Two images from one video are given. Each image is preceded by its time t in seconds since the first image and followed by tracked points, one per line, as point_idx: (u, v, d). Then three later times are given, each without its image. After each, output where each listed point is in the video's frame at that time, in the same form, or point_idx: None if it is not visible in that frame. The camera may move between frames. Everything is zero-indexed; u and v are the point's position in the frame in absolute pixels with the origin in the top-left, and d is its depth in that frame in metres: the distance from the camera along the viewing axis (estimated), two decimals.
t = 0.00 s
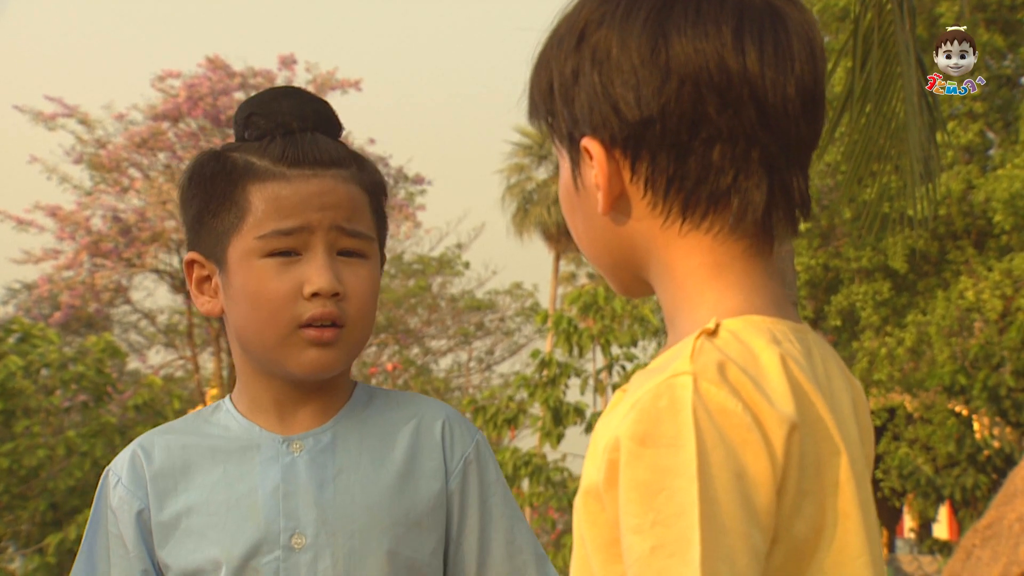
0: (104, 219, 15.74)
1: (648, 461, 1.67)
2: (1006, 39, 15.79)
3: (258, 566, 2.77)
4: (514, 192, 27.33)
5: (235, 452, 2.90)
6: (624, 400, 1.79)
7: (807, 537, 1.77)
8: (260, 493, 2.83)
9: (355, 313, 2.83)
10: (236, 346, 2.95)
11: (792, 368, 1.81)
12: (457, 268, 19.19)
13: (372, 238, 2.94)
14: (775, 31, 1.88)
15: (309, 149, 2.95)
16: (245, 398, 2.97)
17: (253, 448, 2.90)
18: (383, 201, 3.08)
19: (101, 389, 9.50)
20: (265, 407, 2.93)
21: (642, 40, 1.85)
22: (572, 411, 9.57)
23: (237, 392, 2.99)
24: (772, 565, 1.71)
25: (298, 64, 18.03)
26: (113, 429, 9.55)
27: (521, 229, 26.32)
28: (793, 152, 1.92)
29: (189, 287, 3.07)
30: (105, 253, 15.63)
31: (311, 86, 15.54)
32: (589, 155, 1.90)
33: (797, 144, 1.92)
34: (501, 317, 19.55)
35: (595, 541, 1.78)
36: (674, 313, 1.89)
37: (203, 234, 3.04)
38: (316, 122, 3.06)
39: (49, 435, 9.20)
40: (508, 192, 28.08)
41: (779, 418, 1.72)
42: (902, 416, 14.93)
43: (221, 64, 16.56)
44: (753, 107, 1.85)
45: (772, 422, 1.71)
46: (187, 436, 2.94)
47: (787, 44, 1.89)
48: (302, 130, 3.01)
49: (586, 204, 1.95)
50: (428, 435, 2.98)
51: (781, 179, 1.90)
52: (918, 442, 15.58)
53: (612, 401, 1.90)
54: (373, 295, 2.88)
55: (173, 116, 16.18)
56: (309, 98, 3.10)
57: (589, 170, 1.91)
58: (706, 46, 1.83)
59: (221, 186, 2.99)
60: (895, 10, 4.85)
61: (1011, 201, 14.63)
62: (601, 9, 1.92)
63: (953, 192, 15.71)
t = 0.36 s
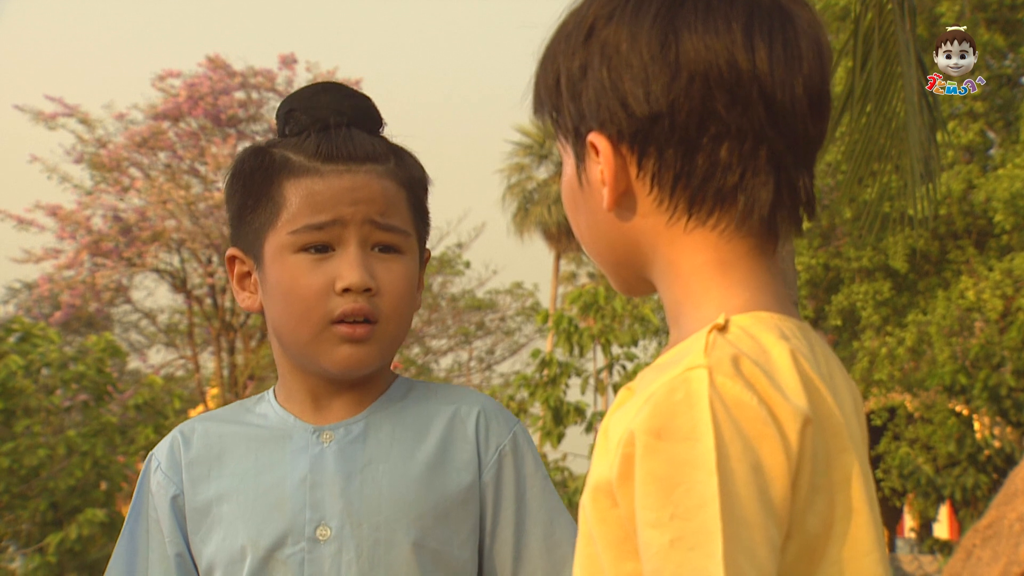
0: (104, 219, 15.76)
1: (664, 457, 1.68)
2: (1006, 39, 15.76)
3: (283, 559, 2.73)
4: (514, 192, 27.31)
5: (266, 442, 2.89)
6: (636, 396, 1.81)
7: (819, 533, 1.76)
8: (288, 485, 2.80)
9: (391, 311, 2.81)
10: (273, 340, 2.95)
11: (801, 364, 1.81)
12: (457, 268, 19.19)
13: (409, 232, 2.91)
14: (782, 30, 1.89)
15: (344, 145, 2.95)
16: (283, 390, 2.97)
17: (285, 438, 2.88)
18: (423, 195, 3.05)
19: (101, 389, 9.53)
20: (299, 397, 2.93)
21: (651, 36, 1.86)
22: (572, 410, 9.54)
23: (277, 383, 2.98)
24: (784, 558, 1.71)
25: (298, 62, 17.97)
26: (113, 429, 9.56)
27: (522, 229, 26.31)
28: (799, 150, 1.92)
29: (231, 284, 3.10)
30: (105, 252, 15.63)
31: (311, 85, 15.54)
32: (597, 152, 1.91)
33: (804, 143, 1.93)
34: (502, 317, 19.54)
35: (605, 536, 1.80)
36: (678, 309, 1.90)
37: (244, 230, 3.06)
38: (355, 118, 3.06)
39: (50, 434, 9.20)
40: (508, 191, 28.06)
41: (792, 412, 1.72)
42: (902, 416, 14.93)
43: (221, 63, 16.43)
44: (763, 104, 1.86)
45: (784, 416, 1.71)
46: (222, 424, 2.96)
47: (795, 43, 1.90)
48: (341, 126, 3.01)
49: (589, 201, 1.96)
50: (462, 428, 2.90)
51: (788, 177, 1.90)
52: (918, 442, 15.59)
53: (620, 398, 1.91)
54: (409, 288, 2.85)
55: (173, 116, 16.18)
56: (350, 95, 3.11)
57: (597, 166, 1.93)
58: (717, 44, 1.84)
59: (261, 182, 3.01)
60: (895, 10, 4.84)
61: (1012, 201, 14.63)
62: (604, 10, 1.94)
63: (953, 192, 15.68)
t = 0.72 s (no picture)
0: (104, 218, 15.76)
1: (672, 455, 1.68)
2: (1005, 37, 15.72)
3: (291, 548, 2.73)
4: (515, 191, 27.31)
5: (275, 432, 2.89)
6: (641, 392, 1.81)
7: (823, 530, 1.77)
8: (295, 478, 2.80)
9: (406, 306, 2.81)
10: (285, 334, 2.95)
11: (805, 360, 1.83)
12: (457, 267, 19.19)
13: (423, 227, 2.92)
14: (791, 32, 1.91)
15: (362, 140, 2.95)
16: (292, 382, 2.97)
17: (293, 429, 2.88)
18: (435, 192, 3.05)
19: (101, 388, 9.54)
20: (308, 389, 2.93)
21: (661, 34, 1.86)
22: (573, 409, 9.52)
23: (285, 375, 2.98)
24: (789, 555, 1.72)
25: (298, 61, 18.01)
26: (113, 428, 9.57)
27: (522, 228, 26.31)
28: (805, 150, 1.93)
29: (241, 278, 3.09)
30: (105, 251, 15.64)
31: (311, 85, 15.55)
32: (602, 149, 1.92)
33: (811, 144, 1.94)
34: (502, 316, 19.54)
35: (610, 535, 1.80)
36: (679, 306, 1.90)
37: (257, 225, 3.06)
38: (371, 115, 3.06)
39: (51, 433, 9.21)
40: (508, 189, 28.06)
41: (799, 408, 1.73)
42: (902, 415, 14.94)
43: (221, 62, 16.38)
44: (771, 103, 1.87)
45: (791, 413, 1.71)
46: (227, 414, 2.96)
47: (804, 44, 1.91)
48: (356, 122, 3.02)
49: (591, 194, 1.96)
50: (470, 422, 2.89)
51: (794, 179, 1.91)
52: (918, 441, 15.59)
53: (622, 397, 1.91)
54: (423, 283, 2.85)
55: (173, 115, 16.15)
56: (364, 92, 3.11)
57: (601, 163, 1.93)
58: (728, 42, 1.85)
59: (275, 177, 3.01)
60: (895, 8, 4.84)
61: (1012, 200, 14.61)
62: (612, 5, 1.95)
63: (954, 191, 15.61)
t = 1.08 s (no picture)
0: (105, 218, 15.73)
1: (683, 457, 1.70)
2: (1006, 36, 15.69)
3: (300, 544, 2.75)
4: (516, 191, 27.30)
5: (284, 430, 2.91)
6: (649, 393, 1.84)
7: (829, 531, 1.81)
8: (306, 473, 2.83)
9: (416, 301, 2.85)
10: (294, 330, 2.98)
11: (811, 363, 1.86)
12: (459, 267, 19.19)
13: (432, 223, 2.95)
14: (793, 31, 1.93)
15: (372, 136, 2.97)
16: (302, 379, 3.00)
17: (303, 427, 2.91)
18: (443, 189, 3.09)
19: (103, 388, 9.54)
20: (319, 387, 2.96)
21: (665, 38, 1.89)
22: (574, 409, 9.53)
23: (295, 372, 3.01)
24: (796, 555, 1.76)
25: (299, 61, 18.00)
26: (114, 429, 9.57)
27: (523, 228, 26.31)
28: (808, 154, 1.97)
29: (250, 276, 3.10)
30: (106, 251, 15.62)
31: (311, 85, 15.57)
32: (606, 151, 1.96)
33: (813, 146, 1.97)
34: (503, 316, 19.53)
35: (618, 535, 1.84)
36: (686, 308, 1.93)
37: (264, 221, 3.07)
38: (379, 110, 3.08)
39: (52, 434, 9.21)
40: (509, 190, 28.07)
41: (805, 410, 1.76)
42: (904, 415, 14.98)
43: (222, 62, 16.40)
44: (773, 104, 1.90)
45: (797, 414, 1.75)
46: (239, 412, 2.98)
47: (808, 43, 1.94)
48: (366, 117, 3.04)
49: (597, 197, 2.01)
50: (482, 425, 2.96)
51: (797, 180, 1.95)
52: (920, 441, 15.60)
53: (627, 400, 1.94)
54: (433, 280, 2.89)
55: (174, 115, 16.17)
56: (371, 88, 3.13)
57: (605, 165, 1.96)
58: (730, 45, 1.88)
59: (284, 173, 3.02)
60: (896, 8, 4.85)
61: (1013, 200, 14.64)
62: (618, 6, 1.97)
63: (954, 191, 15.63)
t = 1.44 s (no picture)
0: (102, 218, 15.52)
1: (715, 463, 1.60)
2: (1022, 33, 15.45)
3: (320, 550, 2.54)
4: (520, 191, 27.07)
5: (302, 437, 2.70)
6: (671, 402, 1.74)
7: (853, 536, 1.73)
8: (325, 480, 2.61)
9: (447, 302, 2.64)
10: (316, 335, 2.78)
11: (837, 368, 1.77)
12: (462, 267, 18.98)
13: (460, 222, 2.74)
14: (809, 32, 1.83)
15: (401, 133, 2.76)
16: (321, 386, 2.78)
17: (322, 433, 2.70)
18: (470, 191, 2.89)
19: (100, 392, 9.30)
20: (342, 391, 2.74)
21: (684, 37, 1.79)
22: (580, 413, 9.33)
23: (312, 376, 2.81)
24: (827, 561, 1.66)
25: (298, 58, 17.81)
26: (111, 433, 9.34)
27: (527, 229, 26.09)
28: (827, 156, 1.87)
29: (271, 277, 2.87)
30: (103, 252, 15.43)
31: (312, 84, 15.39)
32: (621, 152, 1.85)
33: (830, 149, 1.87)
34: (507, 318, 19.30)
35: (640, 541, 1.72)
36: (702, 309, 1.82)
37: (289, 219, 2.84)
38: (407, 108, 2.87)
39: (47, 439, 8.99)
40: (514, 190, 27.84)
41: (835, 417, 1.67)
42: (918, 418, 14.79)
43: (221, 60, 16.21)
44: (793, 109, 1.80)
45: (828, 419, 1.66)
46: (254, 419, 2.76)
47: (822, 45, 1.83)
48: (394, 114, 2.83)
49: (606, 200, 1.90)
50: (505, 435, 2.75)
51: (815, 183, 1.85)
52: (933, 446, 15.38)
53: (643, 407, 1.82)
54: (462, 281, 2.69)
55: (172, 113, 15.97)
56: (397, 84, 2.92)
57: (619, 167, 1.86)
58: (751, 45, 1.78)
59: (309, 170, 2.80)
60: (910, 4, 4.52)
61: None
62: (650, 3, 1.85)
63: (969, 190, 15.41)
